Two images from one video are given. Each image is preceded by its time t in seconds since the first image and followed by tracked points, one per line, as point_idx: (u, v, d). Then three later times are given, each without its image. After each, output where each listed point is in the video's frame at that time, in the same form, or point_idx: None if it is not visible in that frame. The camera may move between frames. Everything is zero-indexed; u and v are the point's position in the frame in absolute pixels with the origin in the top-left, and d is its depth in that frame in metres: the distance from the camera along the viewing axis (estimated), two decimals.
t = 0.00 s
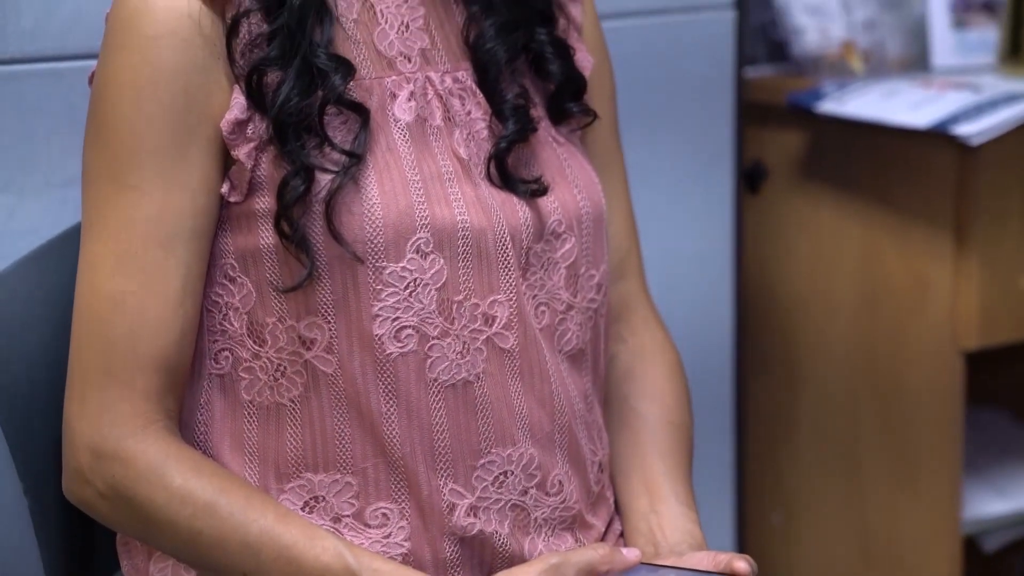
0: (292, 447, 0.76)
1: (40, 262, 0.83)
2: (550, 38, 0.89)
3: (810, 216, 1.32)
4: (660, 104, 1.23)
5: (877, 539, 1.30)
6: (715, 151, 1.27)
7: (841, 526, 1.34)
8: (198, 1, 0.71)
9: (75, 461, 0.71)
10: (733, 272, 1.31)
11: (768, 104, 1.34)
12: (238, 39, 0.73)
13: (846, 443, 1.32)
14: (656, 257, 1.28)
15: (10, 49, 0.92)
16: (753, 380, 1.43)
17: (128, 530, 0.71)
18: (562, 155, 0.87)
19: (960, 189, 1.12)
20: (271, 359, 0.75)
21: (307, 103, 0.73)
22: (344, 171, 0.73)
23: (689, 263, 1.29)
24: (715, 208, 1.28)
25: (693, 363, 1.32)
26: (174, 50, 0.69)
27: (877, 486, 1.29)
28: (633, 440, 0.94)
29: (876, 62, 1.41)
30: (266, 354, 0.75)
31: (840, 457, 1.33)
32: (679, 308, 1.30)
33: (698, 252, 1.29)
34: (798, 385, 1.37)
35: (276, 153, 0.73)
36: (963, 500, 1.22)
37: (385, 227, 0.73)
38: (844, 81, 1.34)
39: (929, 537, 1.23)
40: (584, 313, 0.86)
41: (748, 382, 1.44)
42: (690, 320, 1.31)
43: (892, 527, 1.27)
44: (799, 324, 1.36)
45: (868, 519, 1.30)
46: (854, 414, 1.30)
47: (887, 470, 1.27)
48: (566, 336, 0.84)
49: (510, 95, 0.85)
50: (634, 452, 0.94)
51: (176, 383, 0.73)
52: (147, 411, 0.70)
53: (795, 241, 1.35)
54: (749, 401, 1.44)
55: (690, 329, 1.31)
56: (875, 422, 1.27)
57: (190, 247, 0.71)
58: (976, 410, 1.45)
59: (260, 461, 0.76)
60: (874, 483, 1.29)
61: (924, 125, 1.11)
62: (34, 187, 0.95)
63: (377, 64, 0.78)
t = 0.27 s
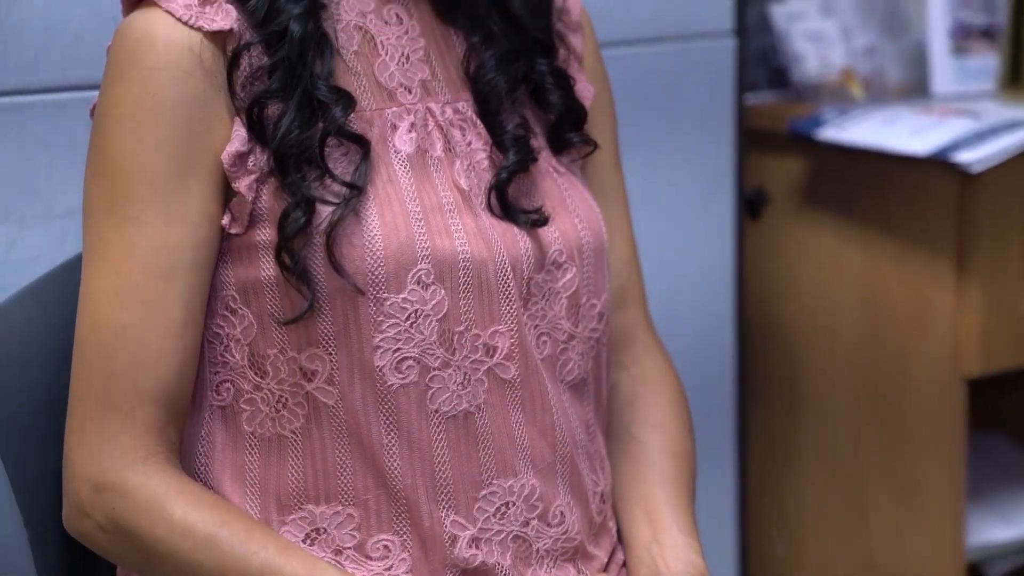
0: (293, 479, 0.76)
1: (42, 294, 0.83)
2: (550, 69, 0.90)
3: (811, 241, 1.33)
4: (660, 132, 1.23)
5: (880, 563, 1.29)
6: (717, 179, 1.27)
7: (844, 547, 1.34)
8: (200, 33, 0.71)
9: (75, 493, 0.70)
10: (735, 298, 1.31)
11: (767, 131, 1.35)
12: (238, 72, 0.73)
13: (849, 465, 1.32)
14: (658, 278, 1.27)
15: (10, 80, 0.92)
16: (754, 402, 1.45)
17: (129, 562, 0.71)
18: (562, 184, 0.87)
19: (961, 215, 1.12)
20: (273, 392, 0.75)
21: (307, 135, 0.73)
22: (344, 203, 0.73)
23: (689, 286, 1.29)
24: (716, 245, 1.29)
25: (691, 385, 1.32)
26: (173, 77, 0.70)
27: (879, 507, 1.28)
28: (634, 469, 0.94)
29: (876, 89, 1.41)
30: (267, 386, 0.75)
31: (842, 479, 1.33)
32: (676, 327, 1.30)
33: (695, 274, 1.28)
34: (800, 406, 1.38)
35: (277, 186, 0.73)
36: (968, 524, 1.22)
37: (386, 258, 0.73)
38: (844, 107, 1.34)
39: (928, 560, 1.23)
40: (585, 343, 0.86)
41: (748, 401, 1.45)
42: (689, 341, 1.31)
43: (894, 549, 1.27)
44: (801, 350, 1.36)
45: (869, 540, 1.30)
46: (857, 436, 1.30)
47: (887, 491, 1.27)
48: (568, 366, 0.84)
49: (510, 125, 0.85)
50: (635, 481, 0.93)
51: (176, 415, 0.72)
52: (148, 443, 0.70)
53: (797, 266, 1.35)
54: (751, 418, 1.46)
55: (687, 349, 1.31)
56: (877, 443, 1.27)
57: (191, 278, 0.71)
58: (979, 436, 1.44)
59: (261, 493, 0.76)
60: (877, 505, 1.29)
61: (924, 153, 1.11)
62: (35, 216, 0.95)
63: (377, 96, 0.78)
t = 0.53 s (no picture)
0: (294, 508, 0.75)
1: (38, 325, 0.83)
2: (551, 98, 0.90)
3: (810, 263, 1.33)
4: (660, 158, 1.23)
5: None
6: (716, 205, 1.27)
7: (844, 555, 1.33)
8: (202, 64, 0.72)
9: (75, 524, 0.70)
10: (736, 323, 1.31)
11: (767, 156, 1.35)
12: (238, 103, 0.73)
13: (850, 483, 1.31)
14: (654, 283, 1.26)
15: (12, 109, 0.92)
16: (756, 427, 1.45)
17: None
18: (563, 213, 0.86)
19: (962, 241, 1.12)
20: (274, 422, 0.74)
21: (308, 165, 0.73)
22: (346, 232, 0.73)
23: (688, 292, 1.28)
24: (715, 268, 1.29)
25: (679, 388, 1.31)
26: (174, 107, 0.70)
27: (880, 523, 1.28)
28: (635, 497, 0.93)
29: (875, 114, 1.42)
30: (268, 416, 0.74)
31: (844, 492, 1.32)
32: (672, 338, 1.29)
33: (693, 281, 1.28)
34: (801, 427, 1.38)
35: (278, 216, 0.73)
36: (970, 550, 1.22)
37: (386, 287, 0.73)
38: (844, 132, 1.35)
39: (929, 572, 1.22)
40: (586, 372, 0.86)
41: (750, 427, 1.45)
42: (683, 348, 1.30)
43: (894, 557, 1.26)
44: (803, 375, 1.36)
45: (870, 545, 1.30)
46: (858, 449, 1.30)
47: (887, 497, 1.26)
48: (569, 395, 0.84)
49: (512, 154, 0.85)
50: (637, 509, 0.93)
51: (176, 445, 0.72)
52: (148, 474, 0.70)
53: (799, 292, 1.35)
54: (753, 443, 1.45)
55: (682, 353, 1.30)
56: (878, 457, 1.27)
57: (192, 308, 0.71)
58: (982, 462, 1.44)
59: (262, 523, 0.76)
60: (878, 512, 1.28)
61: (924, 178, 1.11)
62: (35, 247, 0.93)
63: (378, 125, 0.79)
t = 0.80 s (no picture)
0: (295, 540, 0.75)
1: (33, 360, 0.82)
2: (551, 128, 0.90)
3: (813, 291, 1.33)
4: (662, 186, 1.23)
5: None
6: (717, 234, 1.27)
7: (844, 555, 1.33)
8: (203, 96, 0.72)
9: (76, 557, 0.70)
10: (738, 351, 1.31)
11: (769, 183, 1.35)
12: (240, 134, 0.73)
13: (853, 511, 1.31)
14: (652, 285, 1.25)
15: (11, 142, 0.91)
16: (759, 455, 1.44)
17: None
18: (565, 243, 0.86)
19: (964, 269, 1.12)
20: (275, 454, 0.74)
21: (310, 197, 0.73)
22: (348, 264, 0.72)
23: (689, 293, 1.27)
24: (715, 279, 1.28)
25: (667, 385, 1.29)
26: (176, 141, 0.70)
27: (884, 551, 1.27)
28: (637, 527, 0.93)
29: (876, 143, 1.42)
30: (270, 448, 0.74)
31: (846, 514, 1.32)
32: (670, 338, 1.27)
33: (693, 281, 1.27)
34: (803, 451, 1.37)
35: (279, 247, 0.73)
36: None
37: (388, 318, 0.73)
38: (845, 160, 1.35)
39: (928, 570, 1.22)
40: (588, 403, 0.86)
41: (752, 455, 1.45)
42: (679, 348, 1.28)
43: (895, 557, 1.26)
44: (805, 402, 1.36)
45: (871, 545, 1.29)
46: (860, 458, 1.29)
47: (887, 495, 1.26)
48: (571, 426, 0.84)
49: (513, 184, 0.85)
50: (639, 540, 0.92)
51: (176, 477, 0.72)
52: (148, 506, 0.70)
53: (801, 320, 1.35)
54: (755, 469, 1.45)
55: (675, 350, 1.28)
56: (879, 467, 1.27)
57: (193, 340, 0.71)
58: (984, 490, 1.43)
59: (264, 554, 0.75)
60: (878, 512, 1.28)
61: (926, 207, 1.11)
62: (36, 277, 0.93)
63: (380, 156, 0.79)
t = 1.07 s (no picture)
0: (301, 566, 0.75)
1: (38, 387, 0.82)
2: (558, 156, 0.91)
3: (818, 315, 1.33)
4: (666, 210, 1.23)
5: None
6: (721, 257, 1.28)
7: (846, 560, 1.32)
8: (211, 123, 0.73)
9: None
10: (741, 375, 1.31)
11: (774, 207, 1.35)
12: (247, 161, 0.74)
13: (857, 534, 1.31)
14: (654, 293, 1.24)
15: (18, 168, 0.91)
16: (764, 479, 1.44)
17: None
18: (571, 269, 0.86)
19: (970, 293, 1.12)
20: (281, 480, 0.74)
21: (317, 224, 0.73)
22: (355, 290, 0.72)
23: (690, 305, 1.27)
24: (718, 302, 1.28)
25: (668, 390, 1.28)
26: (181, 165, 0.70)
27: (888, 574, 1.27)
28: (645, 554, 0.93)
29: (880, 166, 1.41)
30: (276, 474, 0.74)
31: (851, 537, 1.32)
32: (671, 344, 1.27)
33: (694, 288, 1.27)
34: (807, 472, 1.37)
35: (286, 274, 0.73)
36: None
37: (395, 345, 0.73)
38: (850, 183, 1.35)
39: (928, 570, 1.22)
40: (594, 430, 0.86)
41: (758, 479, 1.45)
42: (679, 347, 1.27)
43: (895, 556, 1.26)
44: (810, 426, 1.36)
45: (872, 551, 1.29)
46: (863, 472, 1.29)
47: (888, 500, 1.26)
48: (577, 452, 0.84)
49: (519, 212, 0.85)
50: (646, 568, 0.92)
51: (182, 503, 0.72)
52: (154, 532, 0.70)
53: (806, 343, 1.35)
54: (761, 494, 1.44)
55: (675, 350, 1.27)
56: (881, 477, 1.26)
57: (200, 367, 0.71)
58: (991, 513, 1.42)
59: None
60: (880, 521, 1.27)
61: (931, 231, 1.11)
62: (42, 304, 0.93)
63: (386, 183, 0.79)
